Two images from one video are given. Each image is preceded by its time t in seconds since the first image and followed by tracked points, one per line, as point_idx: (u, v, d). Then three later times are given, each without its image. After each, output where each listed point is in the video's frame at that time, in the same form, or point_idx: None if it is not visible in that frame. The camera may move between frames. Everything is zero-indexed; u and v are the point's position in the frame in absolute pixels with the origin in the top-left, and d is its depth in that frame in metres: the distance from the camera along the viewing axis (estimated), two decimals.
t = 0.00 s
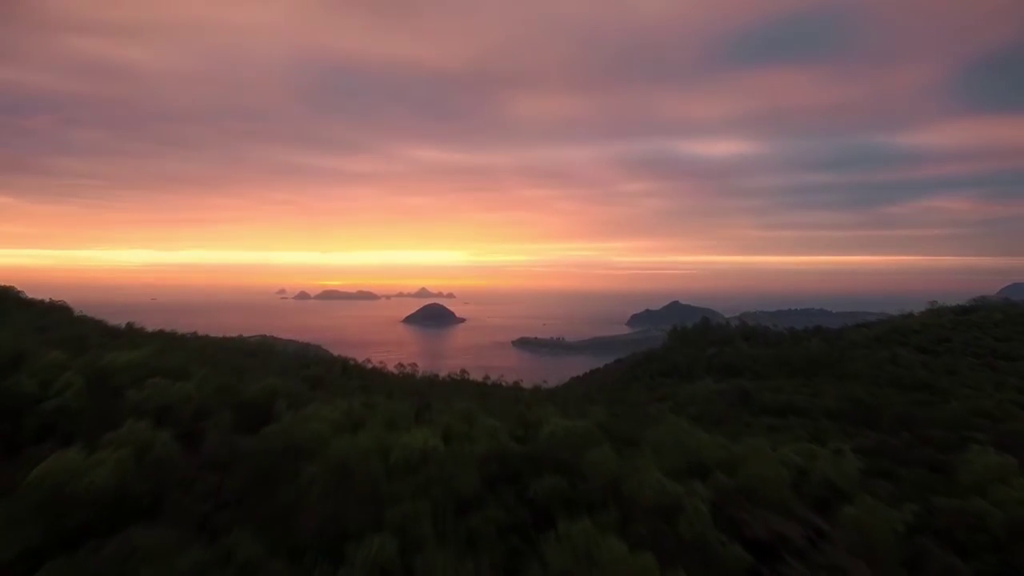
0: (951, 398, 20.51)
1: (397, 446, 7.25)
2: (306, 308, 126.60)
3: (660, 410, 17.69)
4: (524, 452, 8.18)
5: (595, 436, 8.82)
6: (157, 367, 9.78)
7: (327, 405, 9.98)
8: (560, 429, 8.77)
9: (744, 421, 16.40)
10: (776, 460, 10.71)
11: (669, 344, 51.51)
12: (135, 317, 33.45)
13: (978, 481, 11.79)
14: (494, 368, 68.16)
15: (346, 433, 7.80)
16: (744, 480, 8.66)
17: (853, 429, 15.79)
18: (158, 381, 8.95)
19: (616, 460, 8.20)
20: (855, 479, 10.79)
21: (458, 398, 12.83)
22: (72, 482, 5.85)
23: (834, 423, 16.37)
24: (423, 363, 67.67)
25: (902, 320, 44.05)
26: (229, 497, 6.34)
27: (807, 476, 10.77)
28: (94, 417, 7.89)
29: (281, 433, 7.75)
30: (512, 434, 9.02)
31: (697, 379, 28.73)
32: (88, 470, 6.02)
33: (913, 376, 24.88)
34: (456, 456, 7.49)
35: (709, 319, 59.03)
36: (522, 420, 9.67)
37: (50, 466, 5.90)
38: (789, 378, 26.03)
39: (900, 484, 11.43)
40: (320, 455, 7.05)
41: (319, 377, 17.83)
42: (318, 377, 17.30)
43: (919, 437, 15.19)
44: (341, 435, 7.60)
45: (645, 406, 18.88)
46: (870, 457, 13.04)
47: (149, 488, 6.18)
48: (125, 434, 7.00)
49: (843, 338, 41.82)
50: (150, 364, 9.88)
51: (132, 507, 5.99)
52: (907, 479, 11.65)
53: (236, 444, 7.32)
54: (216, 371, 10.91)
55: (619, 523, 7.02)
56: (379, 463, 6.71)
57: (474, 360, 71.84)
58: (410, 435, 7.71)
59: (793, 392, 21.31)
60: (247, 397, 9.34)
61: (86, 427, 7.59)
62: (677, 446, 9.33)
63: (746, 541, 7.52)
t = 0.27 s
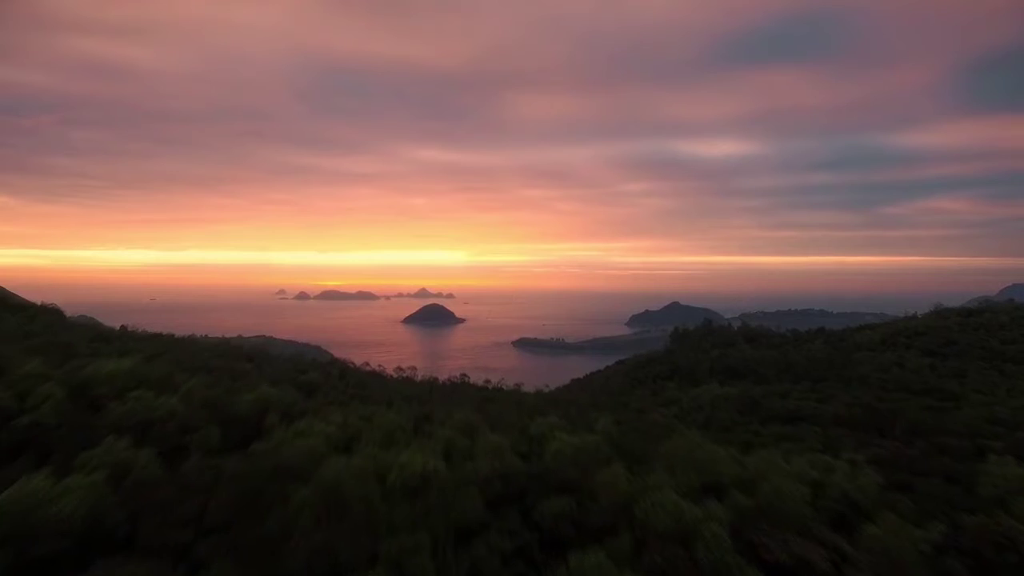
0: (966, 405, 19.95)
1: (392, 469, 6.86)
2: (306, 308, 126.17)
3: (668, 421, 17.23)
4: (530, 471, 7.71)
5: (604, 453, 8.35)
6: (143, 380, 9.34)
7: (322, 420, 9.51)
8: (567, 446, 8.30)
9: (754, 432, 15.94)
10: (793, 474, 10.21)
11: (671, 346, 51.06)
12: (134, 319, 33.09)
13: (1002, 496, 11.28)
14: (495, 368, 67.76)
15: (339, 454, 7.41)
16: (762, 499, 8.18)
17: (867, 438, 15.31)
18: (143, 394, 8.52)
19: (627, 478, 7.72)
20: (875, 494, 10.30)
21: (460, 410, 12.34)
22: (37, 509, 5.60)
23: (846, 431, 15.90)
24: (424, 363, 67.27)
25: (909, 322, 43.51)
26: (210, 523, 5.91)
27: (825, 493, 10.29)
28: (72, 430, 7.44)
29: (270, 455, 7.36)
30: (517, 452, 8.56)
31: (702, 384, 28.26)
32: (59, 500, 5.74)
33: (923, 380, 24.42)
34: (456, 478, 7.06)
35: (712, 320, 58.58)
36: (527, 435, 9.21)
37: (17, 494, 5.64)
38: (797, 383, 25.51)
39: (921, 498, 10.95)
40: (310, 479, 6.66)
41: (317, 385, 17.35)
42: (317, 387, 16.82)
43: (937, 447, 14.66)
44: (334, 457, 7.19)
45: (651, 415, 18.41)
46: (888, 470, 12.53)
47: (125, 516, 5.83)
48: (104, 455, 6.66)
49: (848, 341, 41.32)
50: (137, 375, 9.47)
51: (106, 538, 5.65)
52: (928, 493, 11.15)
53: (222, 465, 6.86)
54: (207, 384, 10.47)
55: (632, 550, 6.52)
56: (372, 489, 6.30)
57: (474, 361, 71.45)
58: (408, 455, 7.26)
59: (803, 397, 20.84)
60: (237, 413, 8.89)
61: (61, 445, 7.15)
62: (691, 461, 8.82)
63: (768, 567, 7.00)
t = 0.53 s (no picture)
0: (977, 411, 19.54)
1: (389, 493, 6.40)
2: (306, 308, 125.93)
3: (675, 429, 16.78)
4: (536, 490, 7.26)
5: (614, 470, 7.92)
6: (129, 393, 8.92)
7: (317, 434, 9.06)
8: (576, 463, 7.86)
9: (764, 440, 15.49)
10: (812, 489, 9.71)
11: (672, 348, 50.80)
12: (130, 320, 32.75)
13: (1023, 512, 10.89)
14: (495, 368, 67.40)
15: (331, 477, 6.94)
16: (782, 520, 7.73)
17: (881, 448, 14.86)
18: (125, 408, 8.07)
19: (638, 498, 7.29)
20: (896, 511, 9.85)
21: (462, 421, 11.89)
22: None
23: (859, 440, 15.46)
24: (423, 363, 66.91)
25: (911, 324, 43.28)
26: (190, 556, 5.45)
27: (843, 509, 9.84)
28: (47, 449, 6.99)
29: (258, 476, 6.90)
30: (523, 469, 8.11)
31: (705, 389, 27.88)
32: (22, 532, 5.26)
33: (932, 385, 23.99)
34: (457, 502, 6.64)
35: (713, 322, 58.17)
36: (533, 451, 8.77)
37: None
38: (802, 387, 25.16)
39: (942, 513, 10.51)
40: (299, 504, 6.22)
41: (315, 393, 16.90)
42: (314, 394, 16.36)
43: (953, 457, 14.21)
44: (326, 480, 6.74)
45: (656, 422, 17.99)
46: (904, 482, 12.07)
47: (95, 550, 5.37)
48: (79, 478, 6.20)
49: (851, 343, 41.05)
50: (122, 387, 9.02)
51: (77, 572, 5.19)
52: (949, 508, 10.72)
53: (207, 488, 6.42)
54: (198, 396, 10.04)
55: None
56: (367, 517, 5.84)
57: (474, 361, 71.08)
58: (407, 476, 6.78)
59: (811, 403, 20.38)
60: (227, 428, 8.45)
61: (37, 464, 6.73)
62: (706, 478, 8.36)
63: None
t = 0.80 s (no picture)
0: (992, 418, 19.03)
1: (385, 523, 5.91)
2: (306, 308, 125.60)
3: (683, 438, 16.33)
4: (543, 513, 6.78)
5: (626, 492, 7.43)
6: (112, 407, 8.48)
7: (310, 451, 8.58)
8: (585, 484, 7.38)
9: (775, 450, 15.03)
10: (833, 508, 9.20)
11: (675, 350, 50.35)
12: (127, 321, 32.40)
13: None
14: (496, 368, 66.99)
15: (322, 504, 6.44)
16: (806, 545, 7.24)
17: (898, 459, 14.35)
18: (104, 426, 7.58)
19: (653, 524, 6.79)
20: (920, 530, 9.36)
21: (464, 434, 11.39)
22: None
23: (873, 450, 14.96)
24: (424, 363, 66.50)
25: (917, 327, 42.78)
26: None
27: (864, 527, 9.36)
28: (16, 474, 6.51)
29: (243, 503, 6.40)
30: (528, 491, 7.63)
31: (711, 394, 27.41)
32: None
33: (943, 390, 23.45)
34: (458, 531, 6.14)
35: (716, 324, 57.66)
36: (539, 469, 8.27)
37: None
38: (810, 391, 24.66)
39: (967, 530, 10.02)
40: (286, 537, 5.73)
41: (313, 402, 16.45)
42: (312, 403, 15.91)
43: (973, 469, 13.69)
44: (316, 509, 6.24)
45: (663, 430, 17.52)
46: (924, 496, 11.57)
47: None
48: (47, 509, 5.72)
49: (857, 345, 40.56)
50: (103, 401, 8.52)
51: None
52: (973, 526, 10.21)
53: (186, 519, 5.93)
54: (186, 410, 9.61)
55: None
56: (359, 553, 5.35)
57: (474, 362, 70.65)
58: (403, 503, 6.28)
59: (822, 410, 19.89)
60: (214, 445, 7.99)
61: (6, 488, 6.30)
62: (724, 500, 7.85)
63: None
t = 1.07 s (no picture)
0: (1007, 425, 18.56)
1: (379, 557, 5.43)
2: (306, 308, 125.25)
3: (690, 448, 15.89)
4: (551, 540, 6.30)
5: (639, 517, 6.94)
6: (90, 423, 8.00)
7: (302, 469, 8.14)
8: (595, 508, 6.90)
9: (785, 460, 14.60)
10: (855, 528, 8.72)
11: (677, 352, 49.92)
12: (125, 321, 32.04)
13: None
14: (496, 369, 66.57)
15: (311, 537, 5.97)
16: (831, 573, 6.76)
17: (913, 469, 13.87)
18: (80, 446, 7.11)
19: (670, 553, 6.30)
20: (945, 549, 8.89)
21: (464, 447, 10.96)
22: None
23: (888, 459, 14.48)
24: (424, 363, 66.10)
25: (922, 329, 42.33)
26: None
27: (885, 547, 8.90)
28: None
29: (225, 534, 5.93)
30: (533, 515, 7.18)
31: (715, 399, 26.94)
32: None
33: (954, 395, 22.95)
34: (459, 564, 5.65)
35: (718, 325, 57.15)
36: (545, 489, 7.79)
37: None
38: (818, 396, 24.19)
39: (993, 548, 9.54)
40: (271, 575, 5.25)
41: (309, 410, 15.98)
42: (309, 412, 15.52)
43: (993, 480, 13.20)
44: (304, 542, 5.77)
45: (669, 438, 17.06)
46: (944, 511, 11.09)
47: None
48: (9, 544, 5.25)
49: (861, 348, 40.13)
50: (81, 416, 8.05)
51: None
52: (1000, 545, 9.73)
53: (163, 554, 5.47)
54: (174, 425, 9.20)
55: None
56: None
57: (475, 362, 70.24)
58: (400, 533, 5.79)
59: (831, 417, 19.42)
60: (198, 464, 7.55)
61: None
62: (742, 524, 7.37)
63: None
